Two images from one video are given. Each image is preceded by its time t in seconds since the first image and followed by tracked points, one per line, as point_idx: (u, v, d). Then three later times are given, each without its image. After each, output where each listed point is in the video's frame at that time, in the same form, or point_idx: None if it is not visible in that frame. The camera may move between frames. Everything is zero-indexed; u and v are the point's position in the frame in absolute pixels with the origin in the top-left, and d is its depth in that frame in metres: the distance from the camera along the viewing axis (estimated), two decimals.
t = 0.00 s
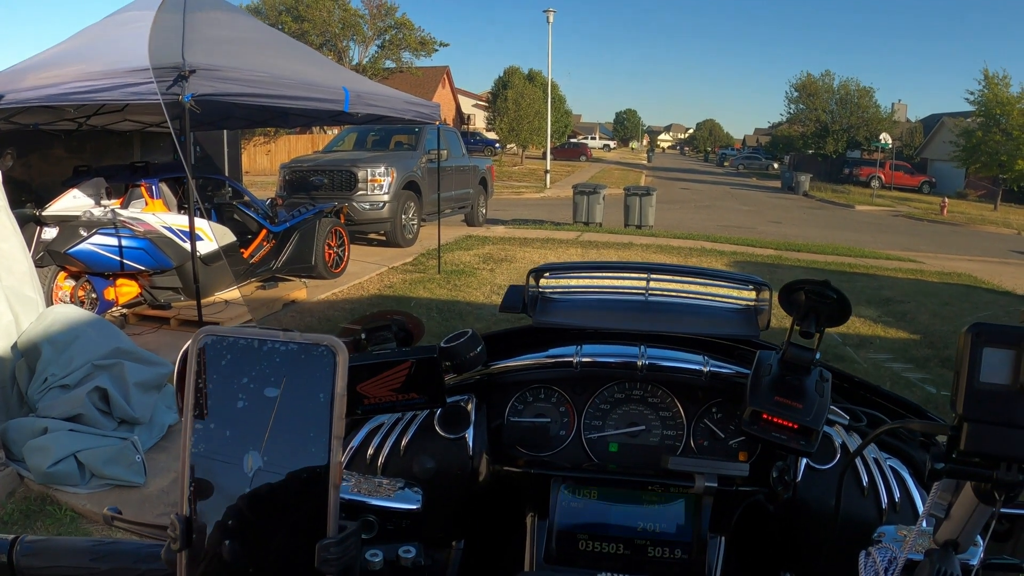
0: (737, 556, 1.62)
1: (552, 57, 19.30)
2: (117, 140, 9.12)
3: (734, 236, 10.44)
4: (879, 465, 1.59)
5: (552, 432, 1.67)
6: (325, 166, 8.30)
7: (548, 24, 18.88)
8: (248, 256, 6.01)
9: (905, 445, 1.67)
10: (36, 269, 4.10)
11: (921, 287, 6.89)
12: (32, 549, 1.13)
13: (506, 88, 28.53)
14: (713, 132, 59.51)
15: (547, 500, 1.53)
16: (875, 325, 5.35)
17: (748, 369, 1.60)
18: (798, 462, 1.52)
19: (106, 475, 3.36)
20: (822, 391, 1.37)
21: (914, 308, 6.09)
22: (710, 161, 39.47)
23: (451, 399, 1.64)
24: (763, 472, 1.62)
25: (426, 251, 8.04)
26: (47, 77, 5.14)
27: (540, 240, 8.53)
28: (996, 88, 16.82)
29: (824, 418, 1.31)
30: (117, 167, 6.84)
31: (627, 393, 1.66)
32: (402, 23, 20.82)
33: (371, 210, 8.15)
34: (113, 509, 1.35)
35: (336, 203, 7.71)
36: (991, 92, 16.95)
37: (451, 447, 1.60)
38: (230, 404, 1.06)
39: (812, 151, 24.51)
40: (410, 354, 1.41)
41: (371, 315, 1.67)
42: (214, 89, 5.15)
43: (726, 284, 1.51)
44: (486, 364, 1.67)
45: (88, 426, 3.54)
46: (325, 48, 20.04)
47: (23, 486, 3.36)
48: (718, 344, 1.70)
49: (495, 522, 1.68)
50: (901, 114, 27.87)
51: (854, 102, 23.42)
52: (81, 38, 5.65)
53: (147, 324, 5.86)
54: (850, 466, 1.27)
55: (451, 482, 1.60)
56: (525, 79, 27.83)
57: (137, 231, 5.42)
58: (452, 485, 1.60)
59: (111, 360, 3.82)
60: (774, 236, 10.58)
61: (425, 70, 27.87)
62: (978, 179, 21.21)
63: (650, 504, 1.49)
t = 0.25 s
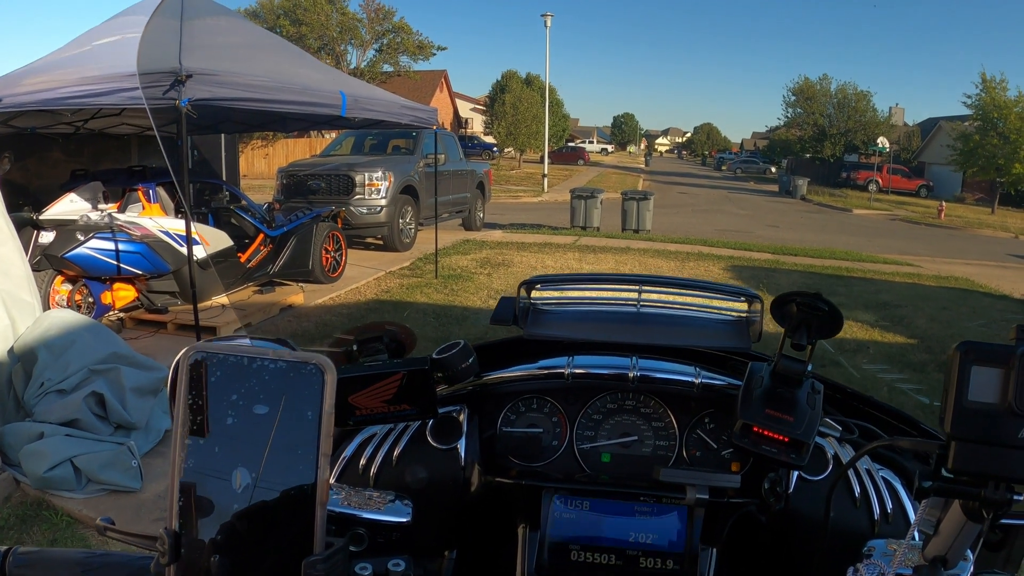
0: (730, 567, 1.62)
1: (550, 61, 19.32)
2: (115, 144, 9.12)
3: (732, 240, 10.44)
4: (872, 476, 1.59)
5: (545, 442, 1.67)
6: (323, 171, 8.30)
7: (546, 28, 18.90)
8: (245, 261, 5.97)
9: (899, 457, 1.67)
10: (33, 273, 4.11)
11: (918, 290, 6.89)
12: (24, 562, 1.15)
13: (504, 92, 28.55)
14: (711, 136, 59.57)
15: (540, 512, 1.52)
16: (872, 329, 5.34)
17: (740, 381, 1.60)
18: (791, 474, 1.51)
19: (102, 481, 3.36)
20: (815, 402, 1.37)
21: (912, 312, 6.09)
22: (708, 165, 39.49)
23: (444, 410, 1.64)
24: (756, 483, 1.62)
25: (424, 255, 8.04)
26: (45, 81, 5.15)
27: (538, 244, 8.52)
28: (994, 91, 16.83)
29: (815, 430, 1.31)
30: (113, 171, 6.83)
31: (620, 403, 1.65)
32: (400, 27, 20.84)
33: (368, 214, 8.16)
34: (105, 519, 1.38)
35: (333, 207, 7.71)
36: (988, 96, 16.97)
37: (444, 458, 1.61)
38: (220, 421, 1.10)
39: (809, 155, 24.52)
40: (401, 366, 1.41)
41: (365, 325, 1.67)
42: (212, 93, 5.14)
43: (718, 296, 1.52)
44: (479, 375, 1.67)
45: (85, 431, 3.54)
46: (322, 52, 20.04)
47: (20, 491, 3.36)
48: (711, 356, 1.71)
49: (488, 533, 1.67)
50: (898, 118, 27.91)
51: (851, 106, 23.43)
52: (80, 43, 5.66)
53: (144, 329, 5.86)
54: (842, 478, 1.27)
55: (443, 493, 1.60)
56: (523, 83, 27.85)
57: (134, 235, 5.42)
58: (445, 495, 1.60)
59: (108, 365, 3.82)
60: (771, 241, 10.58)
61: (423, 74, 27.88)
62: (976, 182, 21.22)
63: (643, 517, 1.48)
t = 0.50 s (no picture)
0: None
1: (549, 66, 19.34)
2: (114, 149, 9.12)
3: (731, 245, 10.43)
4: (872, 489, 1.58)
5: (545, 454, 1.67)
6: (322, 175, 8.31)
7: (545, 33, 18.94)
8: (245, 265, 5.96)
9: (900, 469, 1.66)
10: (32, 278, 4.10)
11: (918, 296, 6.87)
12: None
13: (503, 96, 28.57)
14: (710, 140, 59.60)
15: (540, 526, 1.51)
16: (872, 334, 5.32)
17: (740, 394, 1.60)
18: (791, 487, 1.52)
19: (101, 486, 3.35)
20: (816, 416, 1.37)
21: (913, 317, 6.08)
22: (707, 169, 39.49)
23: (443, 422, 1.64)
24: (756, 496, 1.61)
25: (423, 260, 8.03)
26: (45, 86, 5.16)
27: (537, 249, 8.51)
28: (993, 95, 16.83)
29: (816, 446, 1.31)
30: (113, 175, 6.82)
31: (619, 415, 1.65)
32: (399, 32, 20.87)
33: (367, 219, 8.16)
34: (105, 531, 1.41)
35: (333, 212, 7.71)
36: (987, 100, 16.98)
37: (444, 471, 1.60)
38: (218, 442, 1.13)
39: (809, 159, 24.51)
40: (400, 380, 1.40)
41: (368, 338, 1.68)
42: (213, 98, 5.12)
43: (719, 310, 1.52)
44: (478, 387, 1.66)
45: (83, 437, 3.53)
46: (321, 56, 20.04)
47: (18, 496, 3.34)
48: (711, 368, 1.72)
49: (487, 545, 1.67)
50: (897, 122, 27.92)
51: (850, 110, 23.43)
52: (80, 47, 5.66)
53: (143, 334, 5.85)
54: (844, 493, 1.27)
55: (443, 506, 1.60)
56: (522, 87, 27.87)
57: (133, 240, 5.43)
58: (444, 507, 1.59)
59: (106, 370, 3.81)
60: (771, 245, 10.57)
61: (422, 78, 27.91)
62: (975, 186, 21.22)
63: (644, 530, 1.47)
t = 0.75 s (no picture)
0: None
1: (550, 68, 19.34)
2: (115, 150, 9.11)
3: (731, 248, 10.42)
4: (875, 496, 1.57)
5: (545, 459, 1.65)
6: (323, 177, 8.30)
7: (546, 35, 18.93)
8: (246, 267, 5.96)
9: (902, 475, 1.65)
10: (32, 279, 4.09)
11: (920, 299, 6.86)
12: None
13: (504, 99, 28.58)
14: (711, 143, 59.58)
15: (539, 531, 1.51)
16: (873, 337, 5.30)
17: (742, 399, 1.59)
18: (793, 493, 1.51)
19: (101, 488, 3.34)
20: (818, 422, 1.36)
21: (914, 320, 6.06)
22: (707, 172, 39.48)
23: (442, 427, 1.63)
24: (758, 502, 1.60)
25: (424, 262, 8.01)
26: (46, 87, 5.16)
27: (538, 252, 8.50)
28: (994, 98, 16.81)
29: (818, 453, 1.30)
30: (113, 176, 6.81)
31: (620, 420, 1.63)
32: (401, 34, 20.88)
33: (368, 221, 8.15)
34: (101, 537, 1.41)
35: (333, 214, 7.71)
36: (988, 103, 16.96)
37: (444, 475, 1.59)
38: (213, 451, 1.17)
39: (809, 162, 24.49)
40: (400, 385, 1.40)
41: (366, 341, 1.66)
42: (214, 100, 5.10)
43: (721, 314, 1.51)
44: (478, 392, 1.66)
45: (83, 438, 3.52)
46: (322, 58, 20.03)
47: (18, 497, 3.34)
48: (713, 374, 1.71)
49: (486, 550, 1.66)
50: (898, 125, 27.91)
51: (851, 113, 23.42)
52: (82, 48, 5.67)
53: (143, 335, 5.85)
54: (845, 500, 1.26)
55: (442, 510, 1.60)
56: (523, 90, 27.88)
57: (134, 241, 5.42)
58: (444, 512, 1.59)
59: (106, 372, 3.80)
60: (771, 248, 10.56)
61: (423, 81, 27.91)
62: (976, 189, 21.16)
63: (643, 536, 1.47)
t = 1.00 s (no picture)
0: None
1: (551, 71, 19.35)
2: (116, 152, 9.13)
3: (732, 250, 10.42)
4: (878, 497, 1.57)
5: (548, 461, 1.65)
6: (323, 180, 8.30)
7: (547, 38, 18.95)
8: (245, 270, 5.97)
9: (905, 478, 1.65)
10: (33, 279, 4.09)
11: (921, 301, 6.85)
12: None
13: (504, 101, 28.60)
14: (711, 145, 59.65)
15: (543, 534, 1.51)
16: (875, 340, 5.29)
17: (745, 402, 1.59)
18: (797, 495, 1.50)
19: (101, 489, 3.34)
20: (821, 425, 1.37)
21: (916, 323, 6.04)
22: (708, 174, 39.49)
23: (446, 429, 1.63)
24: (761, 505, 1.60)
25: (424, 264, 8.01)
26: (47, 88, 5.17)
27: (538, 254, 8.50)
28: (994, 100, 16.80)
29: (823, 455, 1.30)
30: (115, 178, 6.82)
31: (623, 423, 1.63)
32: (402, 36, 20.91)
33: (369, 222, 8.14)
34: (103, 540, 1.41)
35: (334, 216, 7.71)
36: (988, 105, 16.94)
37: (447, 477, 1.59)
38: (220, 452, 1.17)
39: (810, 164, 24.50)
40: (403, 387, 1.40)
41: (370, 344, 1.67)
42: (215, 101, 5.11)
43: (725, 317, 1.51)
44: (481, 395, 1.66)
45: (83, 439, 3.52)
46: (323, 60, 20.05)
47: (18, 498, 3.34)
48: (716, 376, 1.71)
49: (487, 551, 1.66)
50: (898, 127, 27.92)
51: (851, 115, 23.42)
52: (83, 50, 5.68)
53: (144, 337, 5.85)
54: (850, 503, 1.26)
55: (445, 511, 1.60)
56: (524, 92, 27.90)
57: (135, 243, 5.42)
58: (446, 513, 1.59)
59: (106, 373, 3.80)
60: (771, 250, 10.55)
61: (424, 83, 27.94)
62: (977, 191, 21.14)
63: (647, 538, 1.46)
